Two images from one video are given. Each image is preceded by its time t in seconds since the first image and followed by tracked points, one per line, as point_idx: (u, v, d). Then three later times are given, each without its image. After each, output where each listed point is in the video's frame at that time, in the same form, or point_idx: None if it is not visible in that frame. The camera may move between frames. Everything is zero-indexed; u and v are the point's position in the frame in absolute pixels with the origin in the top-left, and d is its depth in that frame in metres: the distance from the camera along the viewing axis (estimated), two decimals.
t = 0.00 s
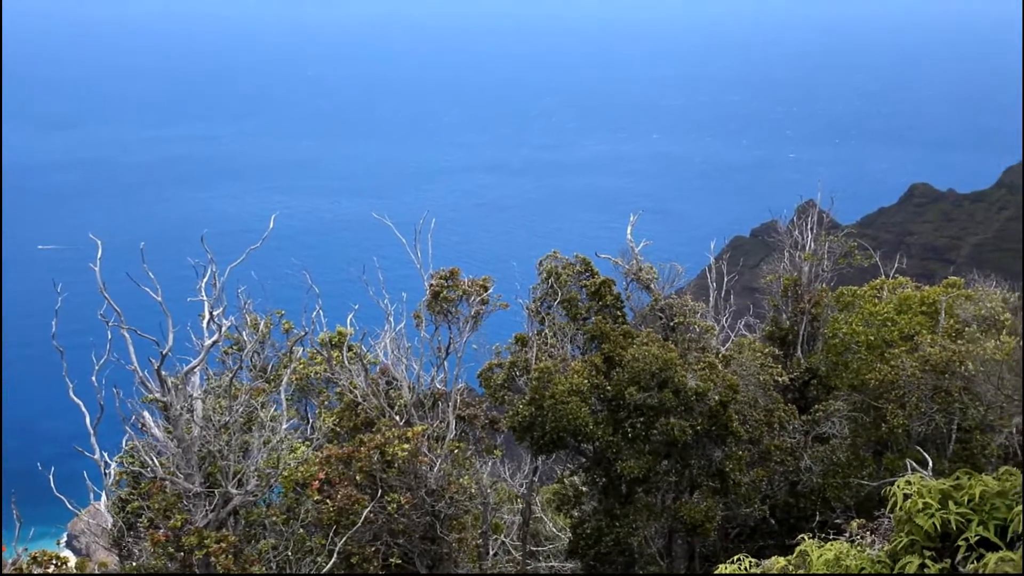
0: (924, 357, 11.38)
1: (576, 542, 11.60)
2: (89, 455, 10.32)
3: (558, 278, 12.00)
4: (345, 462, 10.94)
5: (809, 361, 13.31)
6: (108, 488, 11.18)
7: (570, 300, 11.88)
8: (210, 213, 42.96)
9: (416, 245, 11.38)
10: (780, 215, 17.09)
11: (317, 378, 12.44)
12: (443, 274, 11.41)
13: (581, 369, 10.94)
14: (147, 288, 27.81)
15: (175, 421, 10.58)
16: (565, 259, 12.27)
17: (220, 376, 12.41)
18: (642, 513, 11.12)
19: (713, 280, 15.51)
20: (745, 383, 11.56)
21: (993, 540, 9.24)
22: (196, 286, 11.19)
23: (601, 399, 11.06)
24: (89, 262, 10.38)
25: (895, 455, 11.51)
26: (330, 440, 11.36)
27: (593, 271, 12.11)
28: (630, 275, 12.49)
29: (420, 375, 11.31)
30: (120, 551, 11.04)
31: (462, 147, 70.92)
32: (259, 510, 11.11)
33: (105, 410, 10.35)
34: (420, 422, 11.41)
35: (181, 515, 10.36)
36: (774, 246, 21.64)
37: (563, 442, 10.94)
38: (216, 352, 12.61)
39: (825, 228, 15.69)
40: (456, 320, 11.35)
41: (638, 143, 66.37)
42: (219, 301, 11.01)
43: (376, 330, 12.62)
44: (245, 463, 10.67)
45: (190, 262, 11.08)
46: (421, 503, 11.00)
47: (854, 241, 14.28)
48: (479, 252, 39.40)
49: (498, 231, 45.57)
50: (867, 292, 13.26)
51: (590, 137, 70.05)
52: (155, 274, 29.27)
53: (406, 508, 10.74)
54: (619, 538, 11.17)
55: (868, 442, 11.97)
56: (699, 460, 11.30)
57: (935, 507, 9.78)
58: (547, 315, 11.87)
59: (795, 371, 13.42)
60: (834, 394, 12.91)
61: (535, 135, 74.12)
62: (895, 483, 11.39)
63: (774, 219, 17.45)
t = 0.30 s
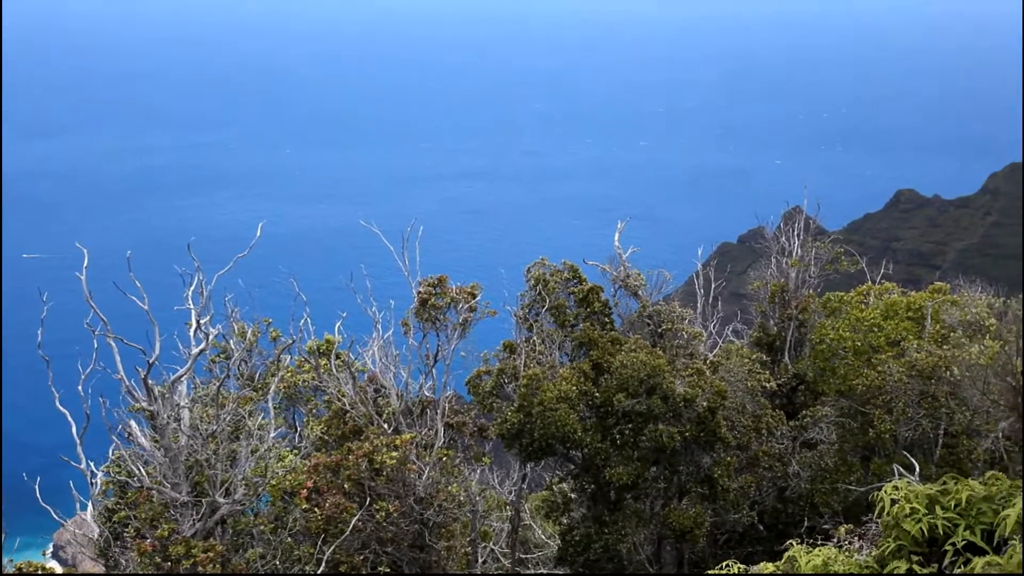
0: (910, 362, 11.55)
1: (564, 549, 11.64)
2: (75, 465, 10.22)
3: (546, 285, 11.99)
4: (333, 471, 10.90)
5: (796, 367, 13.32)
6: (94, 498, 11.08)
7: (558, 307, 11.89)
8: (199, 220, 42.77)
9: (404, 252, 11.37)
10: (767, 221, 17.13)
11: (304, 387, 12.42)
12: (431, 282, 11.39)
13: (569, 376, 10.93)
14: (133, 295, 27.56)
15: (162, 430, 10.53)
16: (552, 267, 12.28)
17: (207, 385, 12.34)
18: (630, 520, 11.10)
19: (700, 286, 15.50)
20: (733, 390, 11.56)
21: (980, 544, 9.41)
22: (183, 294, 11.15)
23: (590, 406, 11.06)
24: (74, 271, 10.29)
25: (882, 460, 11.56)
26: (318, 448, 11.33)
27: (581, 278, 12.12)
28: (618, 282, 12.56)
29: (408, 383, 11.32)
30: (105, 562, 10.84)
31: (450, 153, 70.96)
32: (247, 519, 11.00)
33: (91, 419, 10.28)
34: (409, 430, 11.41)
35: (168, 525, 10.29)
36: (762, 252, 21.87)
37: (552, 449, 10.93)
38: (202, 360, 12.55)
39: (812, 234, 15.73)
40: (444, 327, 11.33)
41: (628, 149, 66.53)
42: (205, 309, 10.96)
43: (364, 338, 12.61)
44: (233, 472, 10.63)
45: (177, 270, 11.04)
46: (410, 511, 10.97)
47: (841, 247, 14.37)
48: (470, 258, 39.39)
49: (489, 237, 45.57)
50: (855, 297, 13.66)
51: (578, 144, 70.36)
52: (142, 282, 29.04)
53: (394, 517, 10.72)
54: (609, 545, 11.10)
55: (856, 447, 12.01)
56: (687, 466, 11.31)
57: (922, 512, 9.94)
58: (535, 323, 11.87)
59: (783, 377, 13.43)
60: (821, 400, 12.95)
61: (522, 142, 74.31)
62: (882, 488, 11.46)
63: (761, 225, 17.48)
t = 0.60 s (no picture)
0: (897, 368, 11.67)
1: (553, 556, 11.51)
2: (61, 475, 10.16)
3: (534, 291, 12.02)
4: (321, 478, 10.91)
5: (784, 373, 13.31)
6: (79, 508, 11.00)
7: (545, 314, 11.93)
8: (186, 228, 42.46)
9: (391, 259, 11.38)
10: (754, 227, 17.17)
11: (292, 395, 12.39)
12: (419, 289, 11.37)
13: (558, 383, 10.92)
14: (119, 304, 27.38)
15: (149, 439, 10.49)
16: (540, 273, 12.27)
17: (194, 393, 12.30)
18: (619, 526, 11.05)
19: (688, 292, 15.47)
20: (721, 397, 11.57)
21: (967, 548, 9.50)
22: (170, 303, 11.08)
23: (578, 412, 11.11)
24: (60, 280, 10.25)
25: (869, 465, 11.68)
26: (306, 457, 11.30)
27: (569, 285, 12.08)
28: (605, 289, 12.54)
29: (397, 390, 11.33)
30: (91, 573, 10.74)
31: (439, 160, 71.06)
32: (234, 528, 10.82)
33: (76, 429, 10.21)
34: (397, 438, 11.39)
35: (154, 534, 10.22)
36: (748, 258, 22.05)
37: (541, 456, 10.92)
38: (189, 368, 12.51)
39: (799, 239, 15.78)
40: (432, 334, 11.32)
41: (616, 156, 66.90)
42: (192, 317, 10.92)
43: (352, 345, 12.60)
44: (220, 481, 10.54)
45: (163, 278, 10.98)
46: (399, 519, 10.95)
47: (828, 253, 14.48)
48: (459, 263, 39.35)
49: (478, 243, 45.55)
50: (841, 303, 13.78)
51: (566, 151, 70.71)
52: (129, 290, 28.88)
53: (383, 525, 10.69)
54: (597, 551, 11.07)
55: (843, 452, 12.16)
56: (676, 472, 11.39)
57: (910, 516, 9.95)
58: (523, 329, 11.83)
59: (771, 383, 13.42)
60: (809, 405, 12.98)
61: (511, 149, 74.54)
62: (869, 493, 11.55)
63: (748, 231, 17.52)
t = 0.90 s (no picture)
0: (882, 372, 11.81)
1: (541, 563, 11.36)
2: (45, 485, 10.08)
3: (521, 298, 12.01)
4: (308, 487, 10.80)
5: (771, 378, 13.33)
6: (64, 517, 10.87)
7: (532, 320, 11.90)
8: (172, 237, 42.26)
9: (378, 267, 11.37)
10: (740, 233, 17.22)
11: (279, 403, 12.35)
12: (406, 296, 11.37)
13: (545, 390, 10.91)
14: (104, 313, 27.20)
15: (134, 448, 10.42)
16: (527, 280, 12.30)
17: (181, 402, 12.25)
18: (607, 533, 11.03)
19: (676, 298, 15.53)
20: (708, 402, 11.60)
21: (953, 553, 9.64)
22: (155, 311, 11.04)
23: (566, 419, 11.11)
24: (45, 288, 10.21)
25: (855, 469, 11.74)
26: (293, 465, 11.27)
27: (556, 291, 12.15)
28: (592, 295, 12.55)
29: (383, 398, 11.31)
30: None
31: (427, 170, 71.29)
32: (221, 536, 10.74)
33: (61, 438, 10.15)
34: (384, 445, 11.38)
35: (140, 544, 10.16)
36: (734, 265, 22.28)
37: (528, 463, 10.91)
38: (175, 377, 12.46)
39: (785, 245, 15.83)
40: (419, 341, 11.31)
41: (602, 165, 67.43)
42: (178, 326, 10.88)
43: (338, 353, 12.60)
44: (206, 489, 10.45)
45: (149, 287, 10.95)
46: (386, 527, 10.92)
47: (813, 258, 14.56)
48: (447, 269, 39.38)
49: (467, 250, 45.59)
50: (827, 308, 13.76)
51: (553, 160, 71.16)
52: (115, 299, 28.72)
53: (370, 533, 10.65)
54: (586, 557, 10.98)
55: (830, 457, 12.20)
56: (663, 478, 11.38)
57: (896, 521, 10.02)
58: (510, 336, 11.85)
59: (757, 388, 13.43)
60: (795, 410, 13.03)
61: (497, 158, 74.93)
62: (856, 498, 11.59)
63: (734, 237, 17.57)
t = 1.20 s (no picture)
0: (868, 378, 11.88)
1: (529, 570, 11.32)
2: (30, 495, 10.02)
3: (508, 305, 12.08)
4: (295, 495, 10.79)
5: (758, 384, 13.34)
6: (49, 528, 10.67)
7: (519, 327, 11.97)
8: (158, 244, 41.92)
9: (365, 274, 11.35)
10: (726, 239, 17.27)
11: (266, 411, 12.33)
12: (393, 303, 11.37)
13: (533, 397, 10.88)
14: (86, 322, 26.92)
15: (121, 457, 10.39)
16: (514, 287, 12.34)
17: (167, 411, 12.21)
18: (595, 539, 11.07)
19: (663, 305, 15.54)
20: (696, 408, 11.65)
21: (938, 557, 9.74)
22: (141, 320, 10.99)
23: (553, 425, 11.07)
24: (31, 297, 10.19)
25: (842, 474, 11.79)
26: (280, 473, 11.26)
27: (543, 298, 12.13)
28: (580, 301, 12.56)
29: (371, 406, 11.30)
30: None
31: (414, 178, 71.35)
32: (207, 546, 10.64)
33: (47, 447, 10.11)
34: (372, 453, 11.37)
35: (126, 553, 10.11)
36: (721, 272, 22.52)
37: (517, 470, 10.88)
38: (161, 385, 12.41)
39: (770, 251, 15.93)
40: (406, 348, 11.29)
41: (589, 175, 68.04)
42: (164, 334, 10.84)
43: (325, 360, 12.59)
44: (193, 499, 10.43)
45: (135, 295, 10.92)
46: (374, 535, 10.91)
47: (800, 264, 14.67)
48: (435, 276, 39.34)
49: (454, 256, 45.56)
50: (814, 314, 14.15)
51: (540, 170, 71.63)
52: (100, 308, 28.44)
53: (358, 541, 10.61)
54: (574, 564, 10.99)
55: (818, 462, 12.25)
56: (651, 484, 11.34)
57: (883, 525, 10.09)
58: (498, 343, 11.87)
59: (745, 394, 13.45)
60: (782, 416, 13.09)
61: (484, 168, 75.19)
62: (843, 503, 11.66)
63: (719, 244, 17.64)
